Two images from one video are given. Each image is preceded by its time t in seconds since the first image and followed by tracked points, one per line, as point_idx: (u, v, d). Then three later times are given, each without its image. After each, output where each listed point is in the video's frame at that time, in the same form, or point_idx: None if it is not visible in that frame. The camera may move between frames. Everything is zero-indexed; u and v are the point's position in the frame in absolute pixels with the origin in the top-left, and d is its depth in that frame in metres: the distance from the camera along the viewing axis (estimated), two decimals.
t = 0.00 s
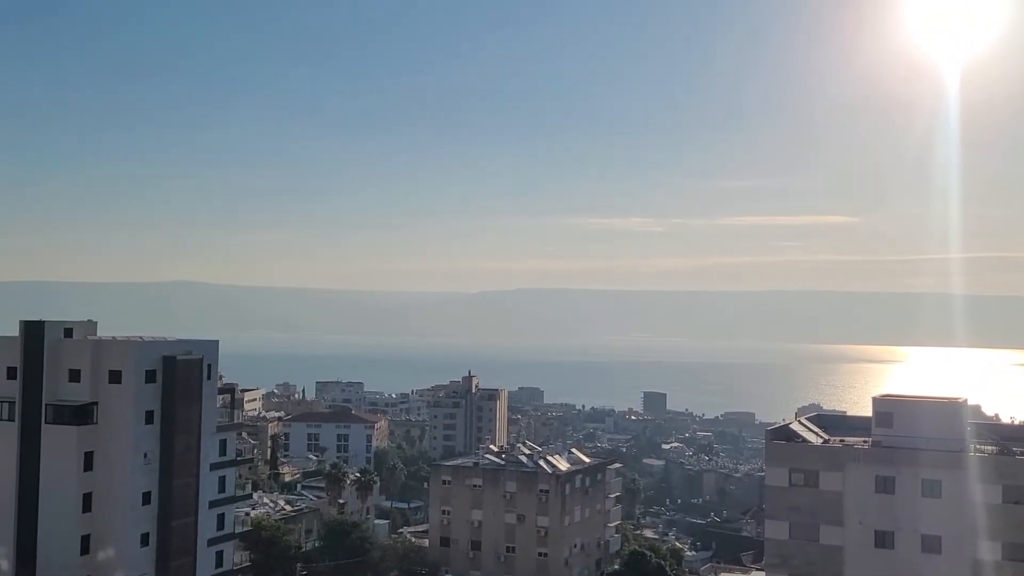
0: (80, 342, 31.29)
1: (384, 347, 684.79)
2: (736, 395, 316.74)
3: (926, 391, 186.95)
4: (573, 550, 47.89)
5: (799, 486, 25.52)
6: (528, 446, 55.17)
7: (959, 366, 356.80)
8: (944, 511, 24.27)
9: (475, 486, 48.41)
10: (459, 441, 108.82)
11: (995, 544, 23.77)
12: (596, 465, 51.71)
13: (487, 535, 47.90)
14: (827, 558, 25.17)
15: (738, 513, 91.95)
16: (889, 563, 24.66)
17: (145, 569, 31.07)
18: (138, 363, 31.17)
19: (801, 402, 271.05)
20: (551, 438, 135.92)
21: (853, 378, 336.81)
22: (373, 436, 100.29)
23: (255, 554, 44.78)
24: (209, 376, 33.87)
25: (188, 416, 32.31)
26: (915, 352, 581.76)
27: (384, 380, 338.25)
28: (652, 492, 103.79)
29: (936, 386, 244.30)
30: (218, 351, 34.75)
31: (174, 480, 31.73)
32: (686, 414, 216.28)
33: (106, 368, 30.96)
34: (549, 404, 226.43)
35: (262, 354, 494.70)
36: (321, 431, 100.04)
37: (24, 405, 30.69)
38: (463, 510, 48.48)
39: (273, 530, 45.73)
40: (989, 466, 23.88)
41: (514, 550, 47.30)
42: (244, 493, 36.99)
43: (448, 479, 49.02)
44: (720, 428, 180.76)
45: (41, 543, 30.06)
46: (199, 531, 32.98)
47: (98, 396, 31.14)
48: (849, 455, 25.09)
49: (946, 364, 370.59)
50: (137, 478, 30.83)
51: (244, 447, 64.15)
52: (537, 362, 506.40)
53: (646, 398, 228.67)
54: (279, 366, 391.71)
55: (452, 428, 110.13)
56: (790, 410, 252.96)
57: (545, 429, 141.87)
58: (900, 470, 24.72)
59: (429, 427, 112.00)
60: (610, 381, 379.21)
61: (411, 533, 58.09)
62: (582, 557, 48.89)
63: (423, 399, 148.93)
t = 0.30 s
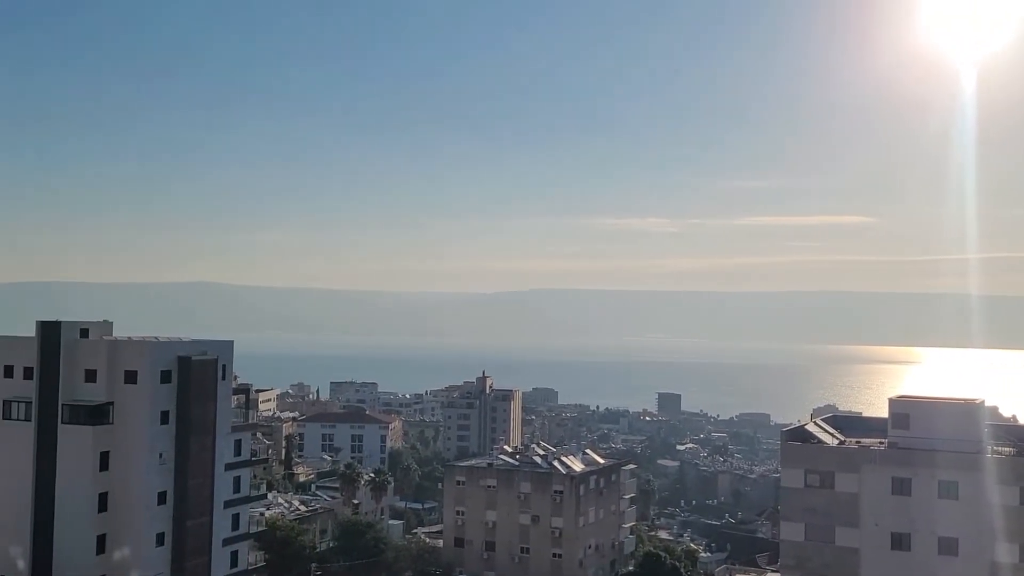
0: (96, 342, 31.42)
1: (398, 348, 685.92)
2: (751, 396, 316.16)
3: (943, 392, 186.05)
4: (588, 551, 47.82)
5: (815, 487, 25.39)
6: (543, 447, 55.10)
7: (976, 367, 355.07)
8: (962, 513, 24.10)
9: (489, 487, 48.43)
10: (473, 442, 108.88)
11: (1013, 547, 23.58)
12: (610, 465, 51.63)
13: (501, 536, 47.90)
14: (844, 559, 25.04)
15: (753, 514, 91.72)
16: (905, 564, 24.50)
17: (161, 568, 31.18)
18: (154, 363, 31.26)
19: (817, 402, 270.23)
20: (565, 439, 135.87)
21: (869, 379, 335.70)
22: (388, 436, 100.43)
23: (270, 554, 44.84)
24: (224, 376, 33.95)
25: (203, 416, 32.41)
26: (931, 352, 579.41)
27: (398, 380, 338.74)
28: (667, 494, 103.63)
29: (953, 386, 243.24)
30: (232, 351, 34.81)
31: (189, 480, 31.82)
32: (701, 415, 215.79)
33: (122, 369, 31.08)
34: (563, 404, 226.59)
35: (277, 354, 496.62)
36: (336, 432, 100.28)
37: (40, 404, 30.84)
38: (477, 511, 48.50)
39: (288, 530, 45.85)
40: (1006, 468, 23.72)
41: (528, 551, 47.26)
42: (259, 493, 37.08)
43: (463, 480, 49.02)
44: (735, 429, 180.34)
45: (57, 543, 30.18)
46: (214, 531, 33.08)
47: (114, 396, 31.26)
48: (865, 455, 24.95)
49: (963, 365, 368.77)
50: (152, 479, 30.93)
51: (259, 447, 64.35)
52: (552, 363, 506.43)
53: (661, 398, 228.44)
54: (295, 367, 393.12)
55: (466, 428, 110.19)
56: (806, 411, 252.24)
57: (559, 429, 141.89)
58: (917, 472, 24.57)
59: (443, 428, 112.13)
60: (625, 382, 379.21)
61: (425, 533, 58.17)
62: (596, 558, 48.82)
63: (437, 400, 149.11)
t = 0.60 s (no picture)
0: (106, 342, 31.52)
1: (406, 347, 685.94)
2: (761, 396, 315.37)
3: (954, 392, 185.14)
4: (597, 550, 47.78)
5: (823, 487, 25.36)
6: (551, 446, 55.07)
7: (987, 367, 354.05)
8: (971, 512, 24.03)
9: (497, 486, 48.44)
10: (481, 441, 108.89)
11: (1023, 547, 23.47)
12: (619, 465, 51.59)
13: (510, 536, 47.92)
14: (854, 559, 24.98)
15: (762, 514, 91.57)
16: (916, 565, 24.43)
17: (170, 568, 31.25)
18: (163, 363, 31.34)
19: (827, 402, 269.43)
20: (574, 438, 135.73)
21: (879, 379, 334.65)
22: (397, 436, 100.42)
23: (279, 553, 44.89)
24: (233, 376, 34.03)
25: (212, 416, 32.49)
26: (944, 351, 578.16)
27: (407, 380, 338.79)
28: (676, 493, 103.55)
29: (964, 386, 242.38)
30: (242, 351, 34.88)
31: (198, 479, 31.90)
32: (710, 415, 215.32)
33: (131, 368, 31.15)
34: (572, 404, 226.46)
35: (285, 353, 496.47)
36: (344, 431, 100.40)
37: (51, 403, 30.97)
38: (486, 511, 48.53)
39: (297, 530, 45.85)
40: (1016, 467, 23.63)
41: (537, 550, 47.26)
42: (269, 492, 37.16)
43: (471, 479, 49.10)
44: (744, 429, 180.10)
45: (66, 542, 30.24)
46: (223, 531, 33.14)
47: (124, 395, 31.34)
48: (875, 456, 24.90)
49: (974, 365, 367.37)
50: (162, 478, 31.01)
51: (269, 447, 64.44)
52: (561, 362, 506.01)
53: (669, 398, 228.09)
54: (303, 366, 393.56)
55: (475, 428, 110.11)
56: (816, 410, 251.64)
57: (568, 429, 141.75)
58: (926, 472, 24.50)
59: (452, 427, 112.08)
60: (634, 381, 378.72)
61: (434, 533, 58.17)
62: (605, 558, 48.73)
63: (445, 399, 149.08)
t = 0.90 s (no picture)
0: (113, 340, 31.56)
1: (412, 344, 686.79)
2: (768, 392, 314.89)
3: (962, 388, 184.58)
4: (603, 547, 47.87)
5: (830, 483, 25.37)
6: (558, 443, 55.11)
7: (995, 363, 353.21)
8: (977, 509, 24.01)
9: (504, 483, 48.63)
10: (488, 439, 108.98)
11: None
12: (625, 462, 51.66)
13: (517, 533, 48.03)
14: (861, 556, 24.98)
15: (768, 510, 91.56)
16: (923, 561, 24.42)
17: (178, 565, 31.39)
18: (170, 361, 31.42)
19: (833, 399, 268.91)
20: (580, 435, 135.75)
21: (886, 375, 334.19)
22: (403, 433, 100.43)
23: (287, 550, 45.02)
24: (240, 374, 34.13)
25: (219, 413, 32.53)
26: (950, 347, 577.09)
27: (413, 377, 338.83)
28: (682, 490, 103.58)
29: (972, 383, 241.47)
30: (248, 349, 34.92)
31: (206, 477, 32.01)
32: (716, 412, 215.16)
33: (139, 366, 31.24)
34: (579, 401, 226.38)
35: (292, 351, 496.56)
36: (351, 429, 100.53)
37: (59, 401, 31.07)
38: (493, 507, 48.66)
39: (304, 526, 45.94)
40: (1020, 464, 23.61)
41: (543, 547, 47.36)
42: (276, 489, 37.27)
43: (478, 476, 49.31)
44: (750, 426, 180.03)
45: (74, 539, 30.38)
46: (230, 528, 33.25)
47: (131, 393, 31.44)
48: (881, 452, 24.89)
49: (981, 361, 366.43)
50: (170, 475, 31.12)
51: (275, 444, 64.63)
52: (566, 359, 505.49)
53: (675, 394, 227.92)
54: (310, 363, 393.65)
55: (481, 425, 110.15)
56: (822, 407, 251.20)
57: (574, 426, 141.74)
58: (932, 468, 24.50)
59: (458, 425, 112.11)
60: (640, 378, 378.43)
61: (441, 530, 58.28)
62: (611, 555, 48.80)
63: (452, 396, 149.09)
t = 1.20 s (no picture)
0: (115, 337, 31.56)
1: (415, 342, 687.07)
2: (770, 388, 314.60)
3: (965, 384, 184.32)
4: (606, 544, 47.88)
5: (832, 480, 25.33)
6: (560, 439, 55.11)
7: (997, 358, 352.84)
8: (980, 505, 23.97)
9: (506, 480, 48.71)
10: (490, 436, 108.97)
11: None
12: (627, 458, 51.66)
13: (519, 530, 48.06)
14: (864, 552, 24.95)
15: (770, 507, 91.51)
16: (926, 557, 24.39)
17: (180, 562, 31.39)
18: (172, 358, 31.42)
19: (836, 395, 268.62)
20: (583, 432, 135.71)
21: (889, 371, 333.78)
22: (405, 430, 100.25)
23: (290, 547, 45.01)
24: (242, 370, 34.11)
25: (222, 410, 32.55)
26: (953, 343, 576.21)
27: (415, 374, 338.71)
28: (684, 486, 103.58)
29: (975, 379, 241.08)
30: (250, 346, 34.89)
31: (208, 475, 32.02)
32: (719, 408, 215.18)
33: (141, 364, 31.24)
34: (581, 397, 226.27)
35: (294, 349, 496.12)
36: (353, 426, 100.53)
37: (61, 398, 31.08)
38: (495, 504, 48.71)
39: (306, 523, 45.93)
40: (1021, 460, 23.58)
41: (546, 544, 47.37)
42: (278, 486, 37.24)
43: (480, 473, 49.37)
44: (752, 422, 179.95)
45: (78, 536, 30.40)
46: (233, 525, 33.26)
47: (133, 390, 31.43)
48: (884, 448, 24.85)
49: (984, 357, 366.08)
50: (172, 472, 31.11)
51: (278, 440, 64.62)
52: (568, 356, 504.99)
53: (677, 391, 227.72)
54: (312, 360, 393.58)
55: (483, 422, 110.07)
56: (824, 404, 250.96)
57: (576, 423, 141.71)
58: (935, 464, 24.46)
59: (461, 421, 112.04)
60: (642, 375, 378.22)
61: (443, 527, 58.28)
62: (614, 551, 48.81)
63: (454, 393, 149.04)
